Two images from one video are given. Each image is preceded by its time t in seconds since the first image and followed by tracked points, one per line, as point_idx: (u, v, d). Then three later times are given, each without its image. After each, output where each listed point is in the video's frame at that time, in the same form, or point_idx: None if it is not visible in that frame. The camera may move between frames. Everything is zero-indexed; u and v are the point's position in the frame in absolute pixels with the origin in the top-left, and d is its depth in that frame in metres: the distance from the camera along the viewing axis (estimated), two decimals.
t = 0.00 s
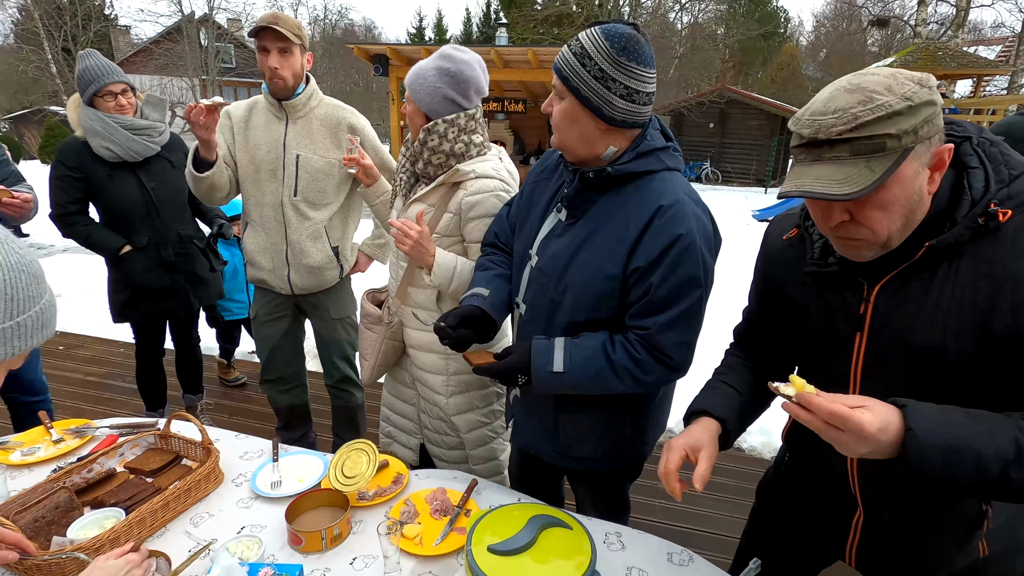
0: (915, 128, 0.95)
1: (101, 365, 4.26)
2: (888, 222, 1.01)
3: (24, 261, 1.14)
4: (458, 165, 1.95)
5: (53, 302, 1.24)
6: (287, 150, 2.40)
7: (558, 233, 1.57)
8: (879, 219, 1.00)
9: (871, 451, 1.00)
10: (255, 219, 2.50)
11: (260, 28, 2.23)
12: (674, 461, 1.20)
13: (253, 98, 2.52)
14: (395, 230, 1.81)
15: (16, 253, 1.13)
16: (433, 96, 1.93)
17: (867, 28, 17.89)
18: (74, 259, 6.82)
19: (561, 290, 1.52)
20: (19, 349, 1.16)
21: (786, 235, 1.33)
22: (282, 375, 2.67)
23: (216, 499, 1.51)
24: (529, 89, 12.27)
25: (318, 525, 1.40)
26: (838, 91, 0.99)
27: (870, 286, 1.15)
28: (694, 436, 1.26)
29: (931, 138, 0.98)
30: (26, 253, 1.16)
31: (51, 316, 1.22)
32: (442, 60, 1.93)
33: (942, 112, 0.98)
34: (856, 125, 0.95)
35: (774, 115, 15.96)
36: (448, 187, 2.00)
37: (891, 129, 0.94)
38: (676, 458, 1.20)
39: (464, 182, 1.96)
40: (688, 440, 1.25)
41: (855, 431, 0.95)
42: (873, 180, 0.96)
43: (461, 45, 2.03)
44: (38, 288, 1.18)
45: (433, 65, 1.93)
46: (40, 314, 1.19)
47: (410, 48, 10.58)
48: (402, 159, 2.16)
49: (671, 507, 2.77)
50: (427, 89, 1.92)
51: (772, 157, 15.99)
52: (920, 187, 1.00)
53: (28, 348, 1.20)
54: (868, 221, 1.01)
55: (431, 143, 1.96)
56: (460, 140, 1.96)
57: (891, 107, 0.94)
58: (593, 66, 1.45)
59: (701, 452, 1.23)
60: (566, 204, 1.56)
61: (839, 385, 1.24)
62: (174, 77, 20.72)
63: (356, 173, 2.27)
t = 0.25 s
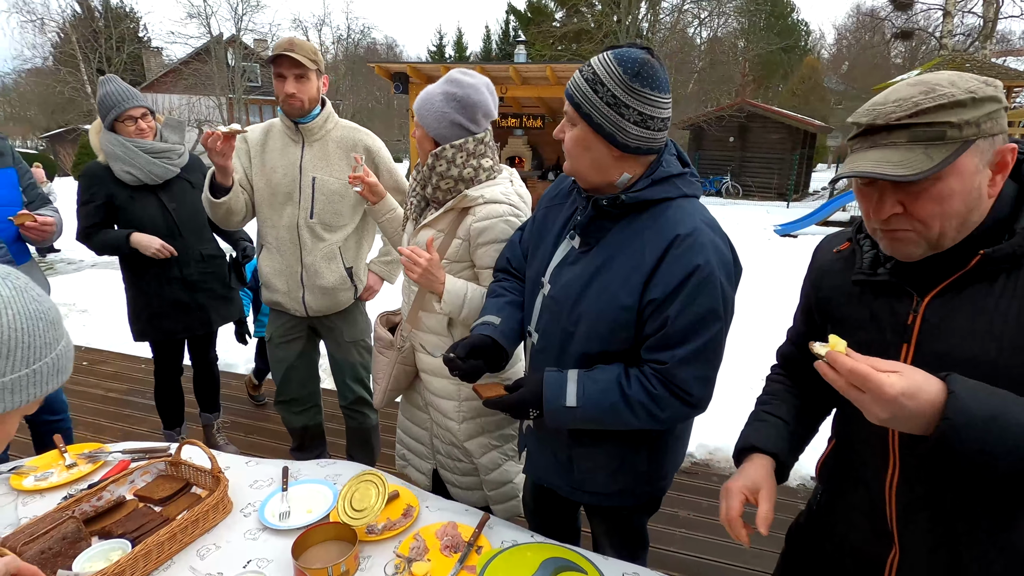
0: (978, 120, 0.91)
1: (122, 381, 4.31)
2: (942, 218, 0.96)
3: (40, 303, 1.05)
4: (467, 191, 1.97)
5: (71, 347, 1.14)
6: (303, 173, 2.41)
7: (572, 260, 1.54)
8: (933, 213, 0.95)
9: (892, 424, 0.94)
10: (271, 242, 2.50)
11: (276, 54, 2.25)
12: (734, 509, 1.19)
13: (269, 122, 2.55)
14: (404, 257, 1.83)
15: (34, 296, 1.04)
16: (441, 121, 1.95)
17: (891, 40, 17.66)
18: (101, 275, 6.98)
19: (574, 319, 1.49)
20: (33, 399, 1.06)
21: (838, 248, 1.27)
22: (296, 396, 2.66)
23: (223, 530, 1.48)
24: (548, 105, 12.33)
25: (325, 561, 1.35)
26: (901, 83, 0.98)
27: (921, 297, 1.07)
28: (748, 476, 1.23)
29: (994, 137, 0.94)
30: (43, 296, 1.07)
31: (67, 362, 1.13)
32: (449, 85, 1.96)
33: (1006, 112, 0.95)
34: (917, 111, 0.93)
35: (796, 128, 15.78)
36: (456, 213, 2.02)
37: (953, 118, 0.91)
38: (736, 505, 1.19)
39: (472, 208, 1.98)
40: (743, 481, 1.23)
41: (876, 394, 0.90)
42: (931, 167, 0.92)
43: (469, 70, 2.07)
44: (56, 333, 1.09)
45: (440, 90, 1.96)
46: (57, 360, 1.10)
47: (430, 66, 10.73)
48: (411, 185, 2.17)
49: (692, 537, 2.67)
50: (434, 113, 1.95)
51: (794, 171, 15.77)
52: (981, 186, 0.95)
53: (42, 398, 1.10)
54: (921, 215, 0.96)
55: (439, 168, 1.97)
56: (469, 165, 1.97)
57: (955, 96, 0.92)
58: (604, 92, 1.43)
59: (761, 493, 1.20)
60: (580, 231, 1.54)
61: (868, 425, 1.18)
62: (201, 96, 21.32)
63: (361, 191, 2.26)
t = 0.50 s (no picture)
0: None
1: (131, 391, 4.30)
2: (1000, 215, 0.89)
3: (39, 329, 1.01)
4: (470, 204, 1.93)
5: (71, 372, 1.10)
6: (312, 184, 2.39)
7: (586, 275, 1.49)
8: (989, 207, 0.89)
9: (946, 341, 0.86)
10: (278, 254, 2.48)
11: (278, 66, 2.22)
12: (783, 547, 1.15)
13: (277, 132, 2.54)
14: (406, 273, 1.83)
15: (34, 321, 1.00)
16: (442, 132, 1.91)
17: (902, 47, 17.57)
18: (113, 285, 7.02)
19: (589, 337, 1.44)
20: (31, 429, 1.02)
21: (880, 260, 1.19)
22: (304, 409, 2.61)
23: (226, 554, 1.43)
24: (557, 113, 12.35)
25: None
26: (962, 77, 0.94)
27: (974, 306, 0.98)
28: (794, 513, 1.19)
29: None
30: (42, 320, 1.03)
31: (68, 388, 1.09)
32: (449, 95, 1.92)
33: None
34: (978, 99, 0.89)
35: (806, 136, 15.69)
36: (461, 226, 1.98)
37: (1017, 108, 0.86)
38: (784, 543, 1.15)
39: (476, 220, 1.94)
40: (789, 518, 1.19)
41: (930, 302, 0.84)
42: (991, 154, 0.86)
43: (471, 79, 2.03)
44: (56, 359, 1.05)
45: (440, 101, 1.92)
46: (57, 387, 1.06)
47: (439, 75, 10.78)
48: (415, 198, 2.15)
49: (709, 557, 2.58)
50: (435, 125, 1.91)
51: (805, 179, 15.65)
52: None
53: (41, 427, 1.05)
54: (976, 209, 0.89)
55: (441, 181, 1.94)
56: (472, 177, 1.94)
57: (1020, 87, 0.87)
58: (621, 102, 1.38)
59: (810, 530, 1.17)
60: (593, 244, 1.49)
61: (905, 451, 1.11)
62: (214, 106, 21.59)
63: (363, 198, 2.24)
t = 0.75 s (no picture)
0: None
1: (133, 399, 4.25)
2: None
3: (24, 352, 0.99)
4: (473, 210, 1.86)
5: (59, 395, 1.08)
6: (317, 189, 2.34)
7: (602, 286, 1.44)
8: None
9: (1013, 304, 0.86)
10: (282, 261, 2.41)
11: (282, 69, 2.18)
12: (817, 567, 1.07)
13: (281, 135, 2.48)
14: (406, 284, 1.79)
15: (18, 345, 0.98)
16: (442, 137, 1.86)
17: (908, 50, 17.48)
18: (116, 290, 6.98)
19: (606, 352, 1.38)
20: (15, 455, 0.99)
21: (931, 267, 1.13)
22: (308, 420, 2.55)
23: None
24: (561, 117, 12.30)
25: None
26: None
27: None
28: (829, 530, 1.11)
29: None
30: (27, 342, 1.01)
31: (55, 412, 1.06)
32: (450, 97, 1.86)
33: None
34: None
35: (813, 139, 15.59)
36: (464, 233, 1.91)
37: None
38: (817, 561, 1.08)
39: (479, 227, 1.86)
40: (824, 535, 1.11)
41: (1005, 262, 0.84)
42: None
43: (473, 79, 1.97)
44: (41, 382, 1.03)
45: (440, 103, 1.86)
46: (43, 411, 1.03)
47: (444, 80, 10.76)
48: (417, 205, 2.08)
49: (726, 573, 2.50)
50: (435, 129, 1.86)
51: (812, 182, 15.54)
52: None
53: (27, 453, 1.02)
54: None
55: (441, 187, 1.88)
56: (473, 181, 1.88)
57: None
58: (639, 105, 1.32)
59: (845, 549, 1.08)
60: (610, 253, 1.42)
61: (953, 473, 1.04)
62: (219, 111, 21.66)
63: (364, 203, 2.18)
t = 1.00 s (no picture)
0: None
1: (142, 402, 4.23)
2: None
3: (51, 360, 0.90)
4: (487, 213, 1.78)
5: (86, 407, 0.99)
6: (332, 192, 2.32)
7: (626, 293, 1.41)
8: None
9: None
10: (296, 264, 2.39)
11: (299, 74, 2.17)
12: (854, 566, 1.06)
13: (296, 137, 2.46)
14: (421, 289, 1.72)
15: (43, 352, 0.89)
16: (456, 138, 1.76)
17: (915, 53, 17.42)
18: (123, 292, 6.98)
19: (633, 361, 1.36)
20: (43, 471, 0.90)
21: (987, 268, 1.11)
22: (320, 425, 2.52)
23: None
24: (567, 121, 12.29)
25: None
26: None
27: None
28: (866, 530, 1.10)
29: None
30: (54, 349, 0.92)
31: (83, 425, 0.97)
32: (463, 97, 1.77)
33: None
34: None
35: (819, 142, 15.54)
36: (479, 237, 1.83)
37: None
38: (855, 562, 1.07)
39: (494, 231, 1.78)
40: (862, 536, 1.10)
41: None
42: None
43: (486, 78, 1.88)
44: (69, 392, 0.93)
45: (453, 104, 1.78)
46: (70, 424, 0.94)
47: (450, 84, 10.76)
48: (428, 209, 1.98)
49: None
50: (448, 130, 1.76)
51: (819, 186, 15.48)
52: None
53: (53, 469, 0.93)
54: None
55: (455, 191, 1.79)
56: (488, 184, 1.79)
57: None
58: (666, 110, 1.28)
59: (884, 551, 1.07)
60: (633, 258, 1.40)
61: (1005, 483, 1.00)
62: (226, 115, 21.75)
63: (376, 207, 2.14)
